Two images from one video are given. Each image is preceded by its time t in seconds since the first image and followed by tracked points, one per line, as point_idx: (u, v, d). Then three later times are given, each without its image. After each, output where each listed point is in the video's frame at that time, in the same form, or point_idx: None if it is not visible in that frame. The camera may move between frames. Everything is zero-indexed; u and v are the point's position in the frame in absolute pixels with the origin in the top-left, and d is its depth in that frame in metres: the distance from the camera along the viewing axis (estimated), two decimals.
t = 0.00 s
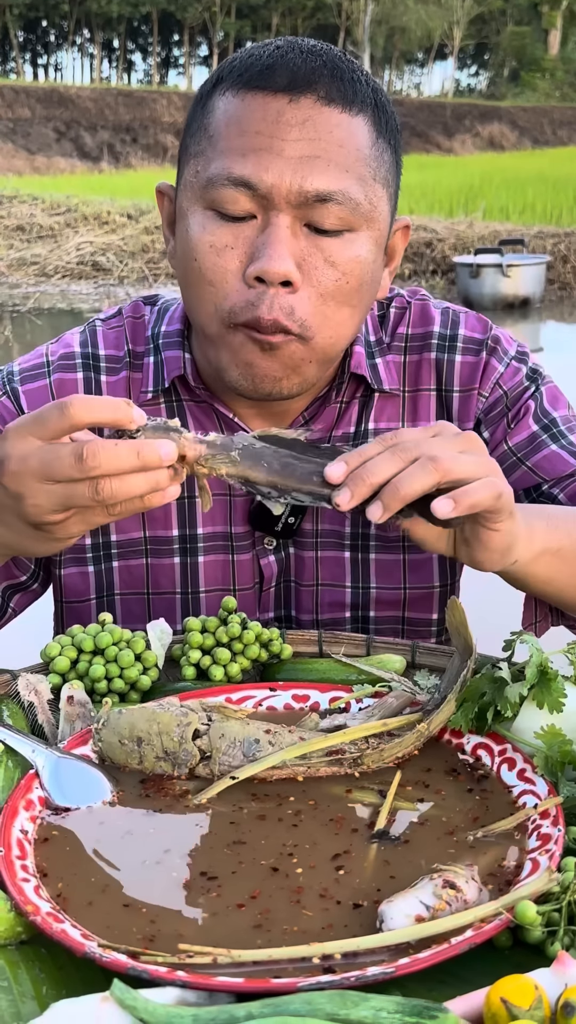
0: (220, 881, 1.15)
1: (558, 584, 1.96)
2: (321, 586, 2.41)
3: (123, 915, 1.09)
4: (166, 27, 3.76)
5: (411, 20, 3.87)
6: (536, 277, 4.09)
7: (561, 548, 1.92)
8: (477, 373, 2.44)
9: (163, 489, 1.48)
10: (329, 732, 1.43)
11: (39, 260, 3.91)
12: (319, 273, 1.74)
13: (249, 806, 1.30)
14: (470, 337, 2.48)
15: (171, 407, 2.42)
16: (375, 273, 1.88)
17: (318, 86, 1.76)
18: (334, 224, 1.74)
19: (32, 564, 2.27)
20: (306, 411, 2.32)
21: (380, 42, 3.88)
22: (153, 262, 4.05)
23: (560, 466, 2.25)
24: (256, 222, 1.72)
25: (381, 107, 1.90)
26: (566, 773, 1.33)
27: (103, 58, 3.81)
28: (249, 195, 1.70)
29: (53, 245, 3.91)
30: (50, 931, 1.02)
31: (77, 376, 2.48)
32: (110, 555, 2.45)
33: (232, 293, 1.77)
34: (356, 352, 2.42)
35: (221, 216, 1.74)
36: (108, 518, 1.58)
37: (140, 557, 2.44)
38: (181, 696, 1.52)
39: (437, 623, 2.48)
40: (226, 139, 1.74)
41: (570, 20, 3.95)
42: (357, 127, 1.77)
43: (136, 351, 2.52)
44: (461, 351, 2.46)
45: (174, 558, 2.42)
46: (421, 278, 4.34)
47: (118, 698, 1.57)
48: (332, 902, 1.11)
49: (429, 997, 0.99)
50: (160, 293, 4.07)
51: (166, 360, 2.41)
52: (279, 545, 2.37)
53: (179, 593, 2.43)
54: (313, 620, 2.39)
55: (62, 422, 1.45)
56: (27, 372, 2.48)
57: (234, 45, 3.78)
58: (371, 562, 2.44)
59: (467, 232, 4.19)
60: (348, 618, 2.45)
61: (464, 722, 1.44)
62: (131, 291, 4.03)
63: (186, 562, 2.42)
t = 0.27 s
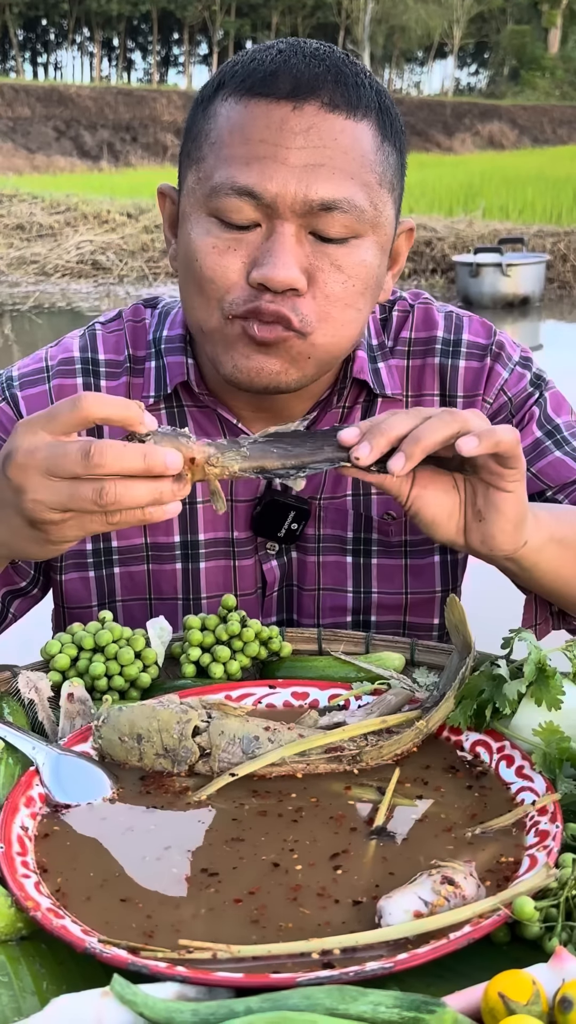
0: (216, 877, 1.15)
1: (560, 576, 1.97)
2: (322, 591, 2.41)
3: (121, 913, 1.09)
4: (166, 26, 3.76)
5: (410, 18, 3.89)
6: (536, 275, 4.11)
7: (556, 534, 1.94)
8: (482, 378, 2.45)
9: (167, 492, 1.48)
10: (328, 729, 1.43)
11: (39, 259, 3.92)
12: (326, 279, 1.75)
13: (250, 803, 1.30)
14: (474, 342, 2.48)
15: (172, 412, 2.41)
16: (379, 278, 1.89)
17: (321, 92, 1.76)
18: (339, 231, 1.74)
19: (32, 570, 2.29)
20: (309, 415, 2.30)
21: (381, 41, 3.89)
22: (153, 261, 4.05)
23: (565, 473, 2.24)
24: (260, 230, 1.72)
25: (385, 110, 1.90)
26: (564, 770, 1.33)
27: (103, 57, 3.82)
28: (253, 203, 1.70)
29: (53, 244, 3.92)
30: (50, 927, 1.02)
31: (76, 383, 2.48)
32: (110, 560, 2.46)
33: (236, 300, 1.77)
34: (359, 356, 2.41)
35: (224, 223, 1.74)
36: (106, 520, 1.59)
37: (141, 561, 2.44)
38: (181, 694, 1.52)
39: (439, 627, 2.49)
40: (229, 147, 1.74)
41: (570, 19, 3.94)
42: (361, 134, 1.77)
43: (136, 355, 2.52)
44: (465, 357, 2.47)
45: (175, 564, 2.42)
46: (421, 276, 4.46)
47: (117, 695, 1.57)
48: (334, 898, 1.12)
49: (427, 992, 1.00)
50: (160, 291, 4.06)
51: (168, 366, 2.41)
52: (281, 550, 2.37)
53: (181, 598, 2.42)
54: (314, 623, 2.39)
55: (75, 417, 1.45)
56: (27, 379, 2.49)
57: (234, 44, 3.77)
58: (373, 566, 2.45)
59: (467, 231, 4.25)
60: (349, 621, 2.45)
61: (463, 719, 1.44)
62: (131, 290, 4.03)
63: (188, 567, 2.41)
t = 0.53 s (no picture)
0: (215, 876, 1.15)
1: (559, 577, 1.98)
2: (322, 594, 2.40)
3: (121, 912, 1.09)
4: (165, 25, 3.77)
5: (410, 18, 3.89)
6: (536, 275, 4.12)
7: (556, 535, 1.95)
8: (482, 382, 2.46)
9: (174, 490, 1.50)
10: (328, 729, 1.43)
11: (39, 258, 3.95)
12: (328, 282, 1.75)
13: (249, 801, 1.31)
14: (475, 346, 2.49)
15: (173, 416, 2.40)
16: (382, 280, 1.89)
17: (323, 94, 1.76)
18: (340, 235, 1.74)
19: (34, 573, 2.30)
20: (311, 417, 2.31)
21: (380, 40, 3.89)
22: (153, 261, 4.05)
23: (565, 476, 2.25)
24: (261, 233, 1.72)
25: (387, 113, 1.90)
26: (563, 770, 1.33)
27: (103, 56, 3.82)
28: (255, 206, 1.70)
29: (52, 243, 3.94)
30: (50, 927, 1.03)
31: (77, 386, 2.48)
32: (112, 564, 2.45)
33: (238, 305, 1.78)
34: (360, 361, 2.40)
35: (226, 227, 1.74)
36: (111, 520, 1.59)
37: (143, 566, 2.45)
38: (181, 693, 1.52)
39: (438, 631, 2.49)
40: (230, 151, 1.74)
41: (570, 18, 3.93)
42: (363, 136, 1.77)
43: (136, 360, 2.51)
44: (466, 360, 2.48)
45: (177, 567, 2.43)
46: (421, 276, 4.52)
47: (118, 695, 1.57)
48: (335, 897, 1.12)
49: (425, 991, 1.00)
50: (160, 291, 4.06)
51: (168, 369, 2.41)
52: (282, 552, 2.37)
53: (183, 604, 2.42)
54: (314, 624, 2.39)
55: (72, 419, 1.45)
56: (28, 382, 2.49)
57: (233, 44, 3.77)
58: (373, 570, 2.45)
59: (467, 231, 4.25)
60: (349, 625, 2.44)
61: (462, 719, 1.44)
62: (130, 289, 4.03)
63: (189, 571, 2.42)
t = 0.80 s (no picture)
0: (223, 884, 1.16)
1: (550, 581, 2.00)
2: (324, 617, 2.42)
3: (129, 921, 1.10)
4: (164, 33, 3.77)
5: (408, 23, 3.89)
6: (536, 281, 4.14)
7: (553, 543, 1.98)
8: (479, 407, 2.47)
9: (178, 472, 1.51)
10: (334, 735, 1.44)
11: (40, 267, 3.97)
12: (322, 313, 1.76)
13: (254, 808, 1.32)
14: (471, 370, 2.51)
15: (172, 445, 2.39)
16: (380, 309, 1.90)
17: (326, 124, 1.77)
18: (337, 267, 1.74)
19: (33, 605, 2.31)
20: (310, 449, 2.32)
21: (378, 45, 3.90)
22: (154, 268, 4.09)
23: (566, 496, 2.29)
24: (258, 260, 1.73)
25: (393, 144, 1.91)
26: (568, 773, 1.34)
27: (102, 64, 3.83)
28: (251, 233, 1.71)
29: (53, 252, 3.97)
30: (62, 933, 1.04)
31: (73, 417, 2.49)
32: (116, 597, 2.47)
33: (229, 330, 1.79)
34: (360, 389, 2.36)
35: (222, 250, 1.76)
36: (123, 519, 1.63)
37: (147, 597, 2.46)
38: (187, 701, 1.54)
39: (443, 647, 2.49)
40: (230, 176, 1.76)
41: (567, 23, 3.96)
42: (365, 167, 1.78)
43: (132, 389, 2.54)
44: (462, 384, 2.49)
45: (182, 598, 2.43)
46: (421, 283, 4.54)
47: (125, 703, 1.59)
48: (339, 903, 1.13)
49: (433, 994, 1.01)
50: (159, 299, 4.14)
51: (165, 399, 2.41)
52: (285, 580, 2.37)
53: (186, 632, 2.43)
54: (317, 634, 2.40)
55: (74, 428, 1.46)
56: (22, 413, 2.49)
57: (232, 51, 3.82)
58: (375, 594, 2.46)
59: (467, 238, 4.31)
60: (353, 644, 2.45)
61: (467, 724, 1.45)
62: (131, 297, 4.09)
63: (194, 600, 2.42)
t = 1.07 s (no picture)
0: (227, 881, 1.16)
1: (549, 561, 1.98)
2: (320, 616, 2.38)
3: (132, 916, 1.10)
4: (164, 32, 3.78)
5: (408, 22, 3.87)
6: (537, 278, 4.14)
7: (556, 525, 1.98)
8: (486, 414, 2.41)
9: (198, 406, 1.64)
10: (337, 732, 1.44)
11: (41, 266, 3.97)
12: (321, 306, 1.77)
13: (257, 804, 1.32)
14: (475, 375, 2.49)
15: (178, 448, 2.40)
16: (380, 306, 1.90)
17: (309, 122, 1.76)
18: (332, 261, 1.74)
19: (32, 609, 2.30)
20: (309, 451, 2.33)
21: (378, 44, 3.91)
22: (154, 268, 4.17)
23: None
24: (250, 262, 1.74)
25: (378, 137, 1.90)
26: (571, 770, 1.34)
27: (102, 64, 3.82)
28: (241, 235, 1.71)
29: (54, 251, 3.98)
30: (65, 930, 1.04)
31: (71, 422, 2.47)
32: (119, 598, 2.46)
33: (227, 334, 1.80)
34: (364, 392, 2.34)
35: (214, 257, 1.75)
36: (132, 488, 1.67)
37: (150, 590, 2.46)
38: (189, 699, 1.53)
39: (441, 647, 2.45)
40: (214, 181, 1.75)
41: (568, 20, 3.95)
42: (353, 162, 1.77)
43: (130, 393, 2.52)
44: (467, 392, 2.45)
45: (183, 593, 2.44)
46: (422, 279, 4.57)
47: (128, 701, 1.59)
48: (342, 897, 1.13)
49: (438, 990, 1.01)
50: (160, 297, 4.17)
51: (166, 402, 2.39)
52: (281, 580, 2.35)
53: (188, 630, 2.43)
54: (313, 627, 2.35)
55: (105, 366, 1.54)
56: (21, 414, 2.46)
57: (232, 51, 3.80)
58: (370, 592, 2.43)
59: (467, 235, 4.29)
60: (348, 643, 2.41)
61: (470, 721, 1.45)
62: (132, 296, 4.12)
63: (195, 597, 2.43)
